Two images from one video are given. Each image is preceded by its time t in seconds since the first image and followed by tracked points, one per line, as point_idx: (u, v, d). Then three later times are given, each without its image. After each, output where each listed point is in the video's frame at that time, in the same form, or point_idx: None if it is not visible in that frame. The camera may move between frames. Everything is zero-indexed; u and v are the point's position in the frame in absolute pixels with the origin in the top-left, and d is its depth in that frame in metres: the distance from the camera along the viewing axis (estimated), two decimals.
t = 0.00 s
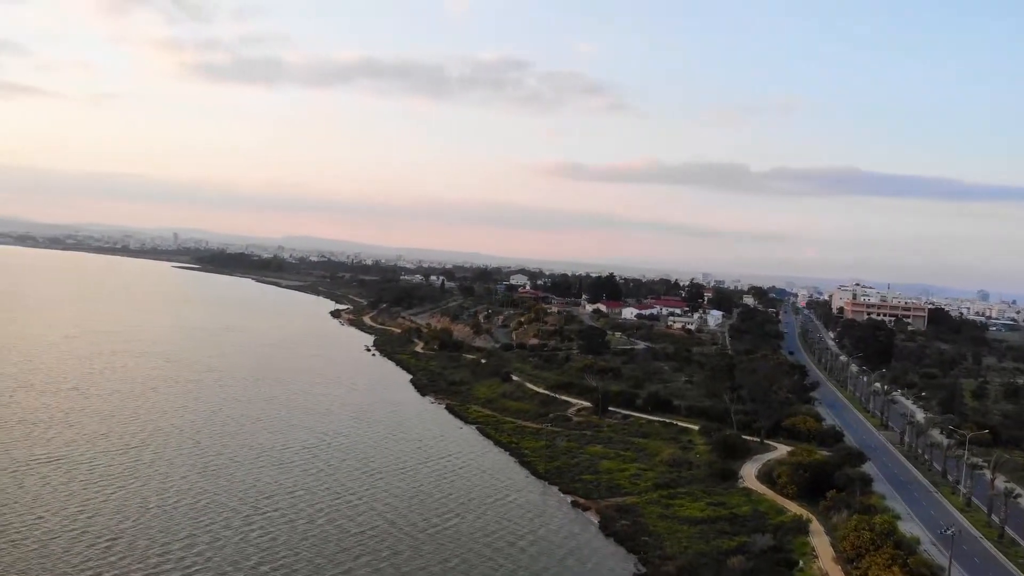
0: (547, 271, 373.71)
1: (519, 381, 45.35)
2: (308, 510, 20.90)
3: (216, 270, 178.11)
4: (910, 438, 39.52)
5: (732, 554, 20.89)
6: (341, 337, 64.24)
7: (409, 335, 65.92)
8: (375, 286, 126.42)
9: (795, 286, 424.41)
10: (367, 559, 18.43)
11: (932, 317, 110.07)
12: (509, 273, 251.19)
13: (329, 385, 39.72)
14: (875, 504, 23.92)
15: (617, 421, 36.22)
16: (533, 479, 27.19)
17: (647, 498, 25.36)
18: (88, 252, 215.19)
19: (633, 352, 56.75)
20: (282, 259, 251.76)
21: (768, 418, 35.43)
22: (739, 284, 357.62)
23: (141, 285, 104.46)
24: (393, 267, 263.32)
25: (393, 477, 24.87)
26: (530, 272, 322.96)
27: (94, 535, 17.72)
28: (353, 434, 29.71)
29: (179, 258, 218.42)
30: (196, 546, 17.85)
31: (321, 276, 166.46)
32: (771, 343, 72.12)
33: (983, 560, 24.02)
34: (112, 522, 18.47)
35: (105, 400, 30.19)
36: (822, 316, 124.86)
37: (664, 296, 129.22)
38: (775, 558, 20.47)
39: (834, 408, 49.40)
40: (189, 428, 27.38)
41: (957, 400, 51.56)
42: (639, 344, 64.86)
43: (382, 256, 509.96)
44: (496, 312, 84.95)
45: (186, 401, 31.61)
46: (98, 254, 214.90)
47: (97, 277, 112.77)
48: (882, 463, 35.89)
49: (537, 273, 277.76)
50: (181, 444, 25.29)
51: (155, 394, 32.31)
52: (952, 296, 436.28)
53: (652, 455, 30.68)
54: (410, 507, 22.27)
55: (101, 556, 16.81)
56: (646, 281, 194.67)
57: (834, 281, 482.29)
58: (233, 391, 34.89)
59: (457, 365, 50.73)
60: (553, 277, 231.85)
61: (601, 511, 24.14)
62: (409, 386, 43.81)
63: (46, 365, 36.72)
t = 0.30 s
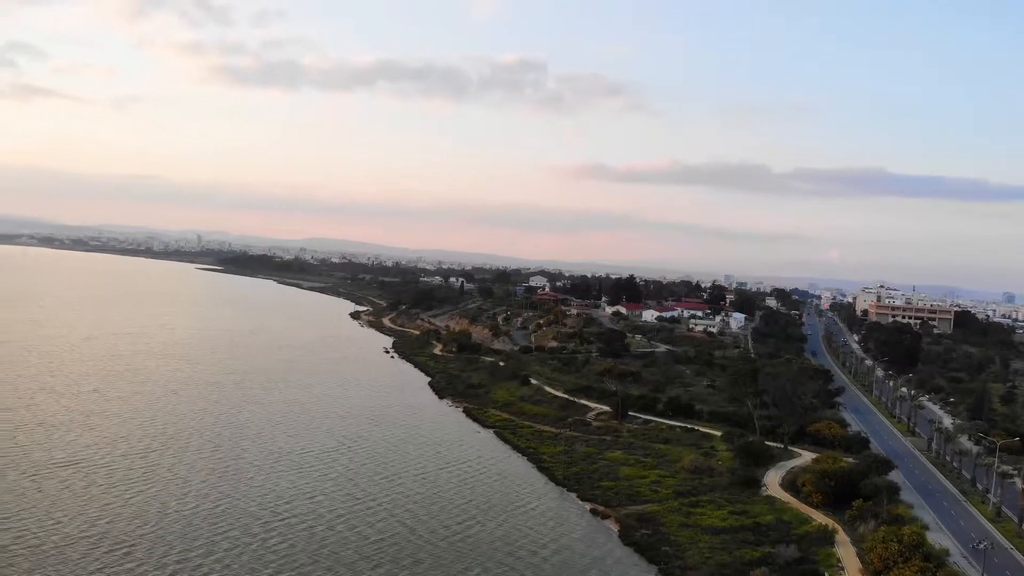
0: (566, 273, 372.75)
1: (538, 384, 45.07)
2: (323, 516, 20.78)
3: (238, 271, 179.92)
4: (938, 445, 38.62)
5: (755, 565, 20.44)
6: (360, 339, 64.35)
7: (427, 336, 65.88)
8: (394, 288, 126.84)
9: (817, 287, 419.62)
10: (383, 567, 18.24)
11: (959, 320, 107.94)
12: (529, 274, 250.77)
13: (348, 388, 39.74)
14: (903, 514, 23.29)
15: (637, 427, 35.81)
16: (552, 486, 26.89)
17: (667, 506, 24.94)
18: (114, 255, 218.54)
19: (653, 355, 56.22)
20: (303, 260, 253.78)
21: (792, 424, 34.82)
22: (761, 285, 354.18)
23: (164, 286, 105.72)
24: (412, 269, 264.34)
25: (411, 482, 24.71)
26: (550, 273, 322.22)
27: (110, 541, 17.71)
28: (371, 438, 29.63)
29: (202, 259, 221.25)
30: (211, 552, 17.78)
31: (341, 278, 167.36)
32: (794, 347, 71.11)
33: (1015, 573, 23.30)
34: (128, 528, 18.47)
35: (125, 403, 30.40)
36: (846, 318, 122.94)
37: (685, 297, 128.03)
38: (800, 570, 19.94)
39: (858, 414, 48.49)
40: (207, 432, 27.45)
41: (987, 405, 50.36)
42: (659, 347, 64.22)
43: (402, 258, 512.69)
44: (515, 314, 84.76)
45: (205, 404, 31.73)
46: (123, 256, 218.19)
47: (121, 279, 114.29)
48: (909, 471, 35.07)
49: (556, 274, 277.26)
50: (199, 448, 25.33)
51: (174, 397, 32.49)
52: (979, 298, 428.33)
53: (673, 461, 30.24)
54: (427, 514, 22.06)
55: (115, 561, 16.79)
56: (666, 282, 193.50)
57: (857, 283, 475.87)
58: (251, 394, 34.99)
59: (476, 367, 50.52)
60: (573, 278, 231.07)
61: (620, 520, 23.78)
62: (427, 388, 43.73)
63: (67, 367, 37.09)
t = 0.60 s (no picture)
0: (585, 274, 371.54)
1: (557, 388, 44.73)
2: (341, 523, 20.66)
3: (259, 273, 181.62)
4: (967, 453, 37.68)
5: None
6: (378, 341, 64.47)
7: (445, 339, 65.81)
8: (414, 290, 127.23)
9: (841, 289, 414.05)
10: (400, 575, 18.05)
11: (986, 323, 105.66)
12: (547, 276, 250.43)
13: (366, 390, 39.74)
14: (932, 525, 22.61)
15: (657, 432, 35.34)
16: (570, 493, 26.56)
17: (688, 514, 24.49)
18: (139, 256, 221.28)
19: (674, 359, 55.63)
20: (324, 262, 255.62)
21: (816, 431, 34.15)
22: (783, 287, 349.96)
23: (186, 288, 107.06)
24: (432, 270, 265.06)
25: (428, 487, 24.55)
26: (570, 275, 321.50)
27: (128, 546, 17.71)
28: (389, 442, 29.54)
29: (224, 261, 223.71)
30: (227, 559, 17.69)
31: (361, 280, 168.27)
32: (816, 350, 69.97)
33: None
34: (145, 535, 18.44)
35: (145, 406, 30.58)
36: (870, 321, 120.92)
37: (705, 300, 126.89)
38: None
39: (883, 420, 47.54)
40: (225, 435, 27.51)
41: (1017, 411, 49.09)
42: (679, 350, 63.55)
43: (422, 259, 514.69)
44: (534, 316, 84.45)
45: (223, 407, 31.85)
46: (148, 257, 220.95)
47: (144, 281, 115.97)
48: (937, 479, 34.21)
49: (575, 276, 276.47)
50: (217, 452, 25.36)
51: (193, 400, 32.66)
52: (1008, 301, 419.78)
53: (694, 468, 29.75)
54: (445, 521, 21.85)
55: (134, 568, 16.77)
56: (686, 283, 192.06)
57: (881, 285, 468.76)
58: (269, 397, 35.08)
59: (494, 371, 50.28)
60: (592, 280, 230.24)
61: (640, 528, 23.39)
62: (445, 392, 43.58)
63: (89, 369, 37.48)
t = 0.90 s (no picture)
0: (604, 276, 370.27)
1: (575, 393, 44.35)
2: (359, 530, 20.55)
3: (280, 275, 183.23)
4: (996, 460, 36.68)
5: None
6: (397, 343, 64.49)
7: (464, 341, 65.66)
8: (433, 292, 127.32)
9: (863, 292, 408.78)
10: None
11: (1014, 326, 103.38)
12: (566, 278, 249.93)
13: (384, 393, 39.70)
14: (961, 537, 21.91)
15: (677, 438, 34.85)
16: (589, 501, 26.21)
17: (710, 524, 24.01)
18: (163, 258, 224.26)
19: (695, 363, 54.96)
20: (344, 264, 257.59)
21: (841, 437, 33.45)
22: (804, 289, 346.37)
23: (208, 290, 108.46)
24: (451, 272, 265.60)
25: (445, 494, 24.38)
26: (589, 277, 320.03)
27: (145, 553, 17.71)
28: (406, 446, 29.44)
29: (247, 263, 226.15)
30: (245, 567, 17.62)
31: (380, 281, 168.91)
32: (840, 354, 68.76)
33: None
34: (163, 541, 18.44)
35: (164, 409, 30.74)
36: (894, 324, 118.79)
37: (727, 302, 125.42)
38: None
39: (909, 426, 46.52)
40: (243, 439, 27.56)
41: None
42: (700, 354, 62.78)
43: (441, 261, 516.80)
44: (552, 319, 84.02)
45: (241, 410, 31.95)
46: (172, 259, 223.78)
47: (167, 282, 117.49)
48: (965, 487, 33.31)
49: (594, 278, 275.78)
50: (234, 456, 25.42)
51: (211, 402, 32.82)
52: None
53: (715, 476, 29.22)
54: (464, 529, 21.63)
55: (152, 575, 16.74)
56: (706, 285, 190.32)
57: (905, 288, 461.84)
58: (287, 399, 35.16)
59: (512, 374, 50.01)
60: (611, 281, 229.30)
61: (660, 538, 22.96)
62: (463, 395, 43.41)
63: (110, 372, 37.83)
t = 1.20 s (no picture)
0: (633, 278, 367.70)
1: (604, 397, 43.87)
2: (387, 537, 20.43)
3: (311, 277, 185.27)
4: None
5: None
6: (426, 346, 64.63)
7: (493, 344, 65.48)
8: (461, 294, 127.56)
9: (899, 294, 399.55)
10: None
11: None
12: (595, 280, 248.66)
13: (412, 396, 39.69)
14: (1008, 551, 21.00)
15: (709, 445, 34.22)
16: (618, 509, 25.77)
17: (743, 535, 23.41)
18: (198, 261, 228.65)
19: (728, 367, 54.06)
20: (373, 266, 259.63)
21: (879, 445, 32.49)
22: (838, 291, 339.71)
23: (240, 292, 110.10)
24: (479, 273, 266.04)
25: (471, 501, 24.17)
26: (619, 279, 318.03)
27: (174, 560, 17.76)
28: (432, 451, 29.30)
29: (279, 265, 229.20)
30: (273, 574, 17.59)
31: (410, 283, 169.88)
32: (877, 358, 67.13)
33: None
34: (192, 547, 18.50)
35: (195, 412, 31.07)
36: (933, 328, 115.71)
37: (759, 305, 123.45)
38: None
39: (949, 433, 45.08)
40: (271, 443, 27.69)
41: None
42: (733, 358, 61.71)
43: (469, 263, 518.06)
44: (581, 322, 83.48)
45: (270, 413, 32.15)
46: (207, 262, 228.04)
47: (200, 285, 119.43)
48: (1010, 498, 32.08)
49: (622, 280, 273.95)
50: (262, 460, 25.52)
51: (240, 406, 33.07)
52: None
53: (748, 485, 28.57)
54: (492, 537, 21.38)
55: None
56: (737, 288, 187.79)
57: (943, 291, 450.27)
58: (315, 402, 35.32)
59: (541, 378, 49.66)
60: (640, 283, 227.43)
61: (691, 549, 22.44)
62: (491, 399, 43.24)
63: (143, 374, 38.41)
